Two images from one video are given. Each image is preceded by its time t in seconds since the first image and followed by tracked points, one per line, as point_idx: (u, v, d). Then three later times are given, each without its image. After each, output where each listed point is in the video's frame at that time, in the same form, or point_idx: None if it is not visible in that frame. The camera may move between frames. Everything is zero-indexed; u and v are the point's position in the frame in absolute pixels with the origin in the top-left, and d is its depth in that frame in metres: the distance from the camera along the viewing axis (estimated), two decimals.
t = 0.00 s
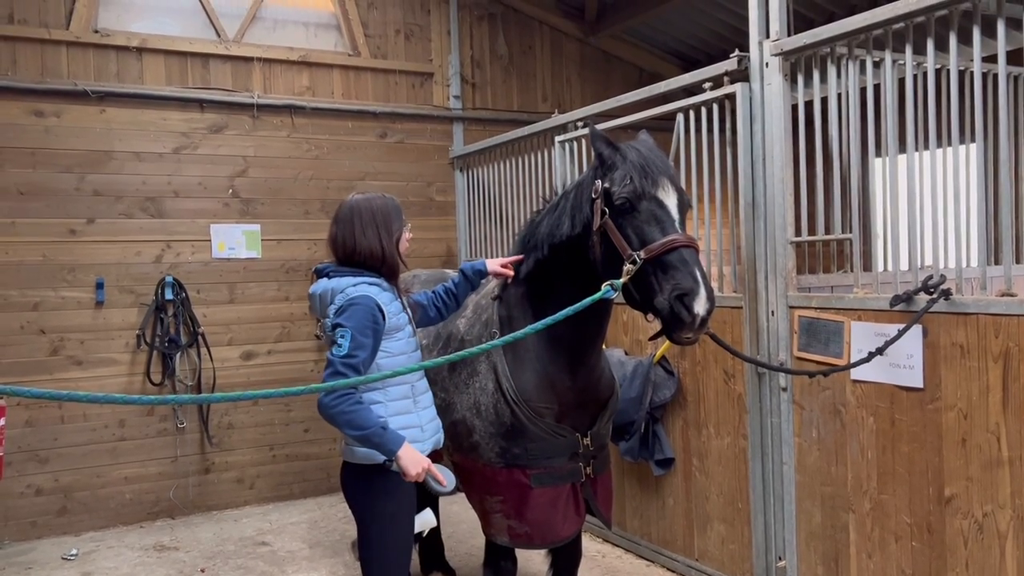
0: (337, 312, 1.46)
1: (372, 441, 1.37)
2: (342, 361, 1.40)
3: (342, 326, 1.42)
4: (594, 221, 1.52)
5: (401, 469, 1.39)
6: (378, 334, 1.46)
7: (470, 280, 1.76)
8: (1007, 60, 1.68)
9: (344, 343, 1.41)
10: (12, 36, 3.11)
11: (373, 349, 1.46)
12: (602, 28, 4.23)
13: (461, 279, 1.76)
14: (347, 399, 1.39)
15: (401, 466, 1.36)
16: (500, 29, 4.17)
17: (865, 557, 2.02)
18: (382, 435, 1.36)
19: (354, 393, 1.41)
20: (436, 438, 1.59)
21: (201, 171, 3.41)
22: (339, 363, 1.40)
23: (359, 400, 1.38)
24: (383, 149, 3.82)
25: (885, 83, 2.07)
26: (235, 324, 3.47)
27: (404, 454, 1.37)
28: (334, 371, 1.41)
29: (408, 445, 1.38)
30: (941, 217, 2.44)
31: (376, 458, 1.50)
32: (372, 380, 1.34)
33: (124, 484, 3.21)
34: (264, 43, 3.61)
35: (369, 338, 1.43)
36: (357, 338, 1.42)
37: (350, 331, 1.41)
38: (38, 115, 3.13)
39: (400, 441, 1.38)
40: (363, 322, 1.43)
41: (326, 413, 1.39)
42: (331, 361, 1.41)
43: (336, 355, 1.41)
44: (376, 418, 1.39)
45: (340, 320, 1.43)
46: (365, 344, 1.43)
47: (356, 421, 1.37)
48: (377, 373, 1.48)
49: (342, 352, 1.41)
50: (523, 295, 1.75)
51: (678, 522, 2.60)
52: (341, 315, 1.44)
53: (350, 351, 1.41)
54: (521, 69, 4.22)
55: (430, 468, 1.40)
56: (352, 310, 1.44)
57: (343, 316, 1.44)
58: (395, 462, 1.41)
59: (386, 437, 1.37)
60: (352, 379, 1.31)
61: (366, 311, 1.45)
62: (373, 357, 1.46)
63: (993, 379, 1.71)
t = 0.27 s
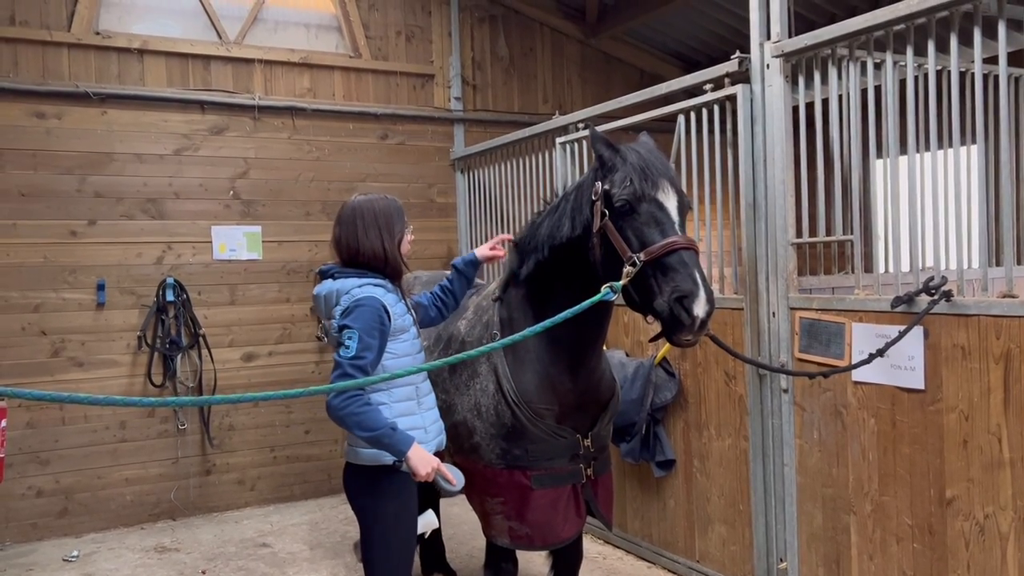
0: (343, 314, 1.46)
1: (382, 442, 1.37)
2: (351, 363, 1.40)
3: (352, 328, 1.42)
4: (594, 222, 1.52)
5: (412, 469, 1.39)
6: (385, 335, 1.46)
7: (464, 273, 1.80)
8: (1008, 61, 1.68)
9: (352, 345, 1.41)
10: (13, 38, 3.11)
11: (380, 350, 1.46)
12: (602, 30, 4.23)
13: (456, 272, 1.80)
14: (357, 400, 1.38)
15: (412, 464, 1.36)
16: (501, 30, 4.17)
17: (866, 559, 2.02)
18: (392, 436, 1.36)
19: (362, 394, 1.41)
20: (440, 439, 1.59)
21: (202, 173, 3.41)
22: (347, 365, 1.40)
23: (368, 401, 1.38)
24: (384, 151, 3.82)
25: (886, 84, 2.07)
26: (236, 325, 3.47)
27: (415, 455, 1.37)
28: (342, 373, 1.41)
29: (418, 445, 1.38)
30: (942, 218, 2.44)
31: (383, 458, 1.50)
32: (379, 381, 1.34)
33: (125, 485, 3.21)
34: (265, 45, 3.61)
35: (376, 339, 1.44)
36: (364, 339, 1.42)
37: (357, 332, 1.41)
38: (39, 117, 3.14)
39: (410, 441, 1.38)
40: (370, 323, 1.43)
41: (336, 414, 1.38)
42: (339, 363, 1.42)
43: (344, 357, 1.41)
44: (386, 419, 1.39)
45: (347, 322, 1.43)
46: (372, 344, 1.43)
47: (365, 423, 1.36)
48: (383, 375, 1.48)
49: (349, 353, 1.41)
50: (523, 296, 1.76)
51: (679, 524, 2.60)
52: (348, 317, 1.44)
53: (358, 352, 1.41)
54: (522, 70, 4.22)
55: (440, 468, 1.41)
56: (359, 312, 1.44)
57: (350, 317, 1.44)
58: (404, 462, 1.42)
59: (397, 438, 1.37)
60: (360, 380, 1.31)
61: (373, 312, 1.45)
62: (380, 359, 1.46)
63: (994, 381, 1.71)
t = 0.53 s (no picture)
0: (344, 315, 1.46)
1: (386, 442, 1.37)
2: (353, 364, 1.41)
3: (353, 329, 1.43)
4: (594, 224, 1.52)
5: (416, 469, 1.39)
6: (386, 336, 1.46)
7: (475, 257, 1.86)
8: (1010, 63, 1.67)
9: (354, 346, 1.41)
10: (14, 40, 3.12)
11: (381, 351, 1.46)
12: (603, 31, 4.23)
13: (468, 254, 1.86)
14: (360, 401, 1.39)
15: (417, 464, 1.36)
16: (502, 32, 4.18)
17: (867, 560, 2.01)
18: (396, 436, 1.37)
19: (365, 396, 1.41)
20: (441, 440, 1.60)
21: (204, 174, 3.41)
22: (349, 366, 1.41)
23: (370, 402, 1.39)
24: (385, 152, 3.82)
25: (887, 85, 2.07)
26: (237, 326, 3.47)
27: (419, 454, 1.37)
28: (344, 375, 1.41)
29: (421, 445, 1.39)
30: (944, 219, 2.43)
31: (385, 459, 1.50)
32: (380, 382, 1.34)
33: (126, 486, 3.21)
34: (266, 46, 3.62)
35: (377, 340, 1.44)
36: (366, 340, 1.42)
37: (359, 333, 1.42)
38: (41, 118, 3.14)
39: (413, 441, 1.38)
40: (371, 324, 1.43)
41: (339, 416, 1.39)
42: (341, 365, 1.42)
43: (346, 359, 1.41)
44: (389, 420, 1.40)
45: (348, 323, 1.43)
46: (374, 345, 1.43)
47: (369, 424, 1.36)
48: (384, 375, 1.48)
49: (351, 355, 1.41)
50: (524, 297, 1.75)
51: (680, 525, 2.60)
52: (349, 318, 1.44)
53: (359, 353, 1.41)
54: (523, 71, 4.23)
55: (445, 467, 1.41)
56: (360, 313, 1.44)
57: (351, 318, 1.44)
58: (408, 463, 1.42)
59: (400, 438, 1.37)
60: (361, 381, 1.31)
61: (374, 312, 1.45)
62: (381, 360, 1.46)
63: (995, 382, 1.70)
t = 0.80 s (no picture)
0: (344, 317, 1.46)
1: (382, 447, 1.37)
2: (352, 367, 1.41)
3: (352, 332, 1.42)
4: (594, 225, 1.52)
5: (412, 474, 1.39)
6: (385, 339, 1.46)
7: (481, 271, 1.81)
8: (1011, 64, 1.67)
9: (353, 349, 1.41)
10: (16, 41, 3.12)
11: (381, 353, 1.46)
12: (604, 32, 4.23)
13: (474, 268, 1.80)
14: (357, 405, 1.39)
15: (411, 470, 1.35)
16: (503, 33, 4.18)
17: (869, 561, 2.01)
18: (393, 441, 1.36)
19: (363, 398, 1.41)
20: (440, 442, 1.59)
21: (205, 175, 3.41)
22: (348, 369, 1.41)
23: (369, 406, 1.38)
24: (386, 153, 3.82)
25: (887, 87, 2.07)
26: (238, 327, 3.48)
27: (415, 459, 1.37)
28: (343, 377, 1.41)
29: (418, 450, 1.38)
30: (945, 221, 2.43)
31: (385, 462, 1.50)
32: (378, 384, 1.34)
33: (127, 487, 3.21)
34: (267, 48, 3.62)
35: (376, 343, 1.44)
36: (365, 343, 1.42)
37: (358, 336, 1.42)
38: (42, 120, 3.14)
39: (410, 446, 1.38)
40: (370, 327, 1.43)
41: (336, 419, 1.39)
42: (340, 367, 1.42)
43: (345, 361, 1.41)
44: (386, 424, 1.39)
45: (348, 325, 1.43)
46: (373, 348, 1.43)
47: (366, 427, 1.36)
48: (383, 377, 1.48)
49: (350, 357, 1.41)
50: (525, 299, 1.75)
51: (681, 526, 2.60)
52: (348, 321, 1.44)
53: (358, 356, 1.41)
54: (524, 73, 4.23)
55: (440, 472, 1.41)
56: (359, 316, 1.44)
57: (350, 321, 1.44)
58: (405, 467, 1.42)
59: (397, 443, 1.37)
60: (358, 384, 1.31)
61: (374, 315, 1.45)
62: (380, 362, 1.46)
63: (996, 384, 1.70)
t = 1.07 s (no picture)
0: (345, 318, 1.46)
1: (386, 448, 1.37)
2: (355, 368, 1.41)
3: (353, 332, 1.42)
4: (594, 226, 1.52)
5: (414, 474, 1.39)
6: (387, 340, 1.46)
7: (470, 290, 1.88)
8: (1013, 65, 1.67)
9: (355, 349, 1.41)
10: (17, 42, 3.13)
11: (382, 354, 1.46)
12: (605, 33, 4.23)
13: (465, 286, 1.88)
14: (361, 405, 1.38)
15: (415, 470, 1.35)
16: (504, 34, 4.18)
17: (870, 562, 2.01)
18: (396, 441, 1.36)
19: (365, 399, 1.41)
20: (440, 443, 1.59)
21: (206, 176, 3.42)
22: (351, 370, 1.40)
23: (372, 406, 1.38)
24: (387, 154, 3.83)
25: (888, 88, 2.07)
26: (239, 328, 3.48)
27: (417, 460, 1.37)
28: (346, 378, 1.41)
29: (420, 451, 1.38)
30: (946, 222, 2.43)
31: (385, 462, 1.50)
32: (381, 384, 1.34)
33: (128, 488, 3.21)
34: (268, 49, 3.62)
35: (378, 343, 1.44)
36: (367, 343, 1.42)
37: (360, 337, 1.42)
38: (44, 121, 3.15)
39: (413, 447, 1.38)
40: (372, 327, 1.43)
41: (339, 419, 1.38)
42: (342, 368, 1.42)
43: (348, 362, 1.41)
44: (389, 425, 1.39)
45: (350, 326, 1.43)
46: (375, 349, 1.43)
47: (370, 427, 1.36)
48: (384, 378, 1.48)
49: (353, 358, 1.41)
50: (525, 300, 1.75)
51: (682, 527, 2.59)
52: (350, 321, 1.44)
53: (361, 357, 1.41)
54: (525, 74, 4.23)
55: (442, 473, 1.40)
56: (361, 316, 1.44)
57: (352, 321, 1.44)
58: (407, 467, 1.41)
59: (400, 443, 1.37)
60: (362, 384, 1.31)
61: (376, 316, 1.45)
62: (382, 363, 1.46)
63: (997, 385, 1.70)
